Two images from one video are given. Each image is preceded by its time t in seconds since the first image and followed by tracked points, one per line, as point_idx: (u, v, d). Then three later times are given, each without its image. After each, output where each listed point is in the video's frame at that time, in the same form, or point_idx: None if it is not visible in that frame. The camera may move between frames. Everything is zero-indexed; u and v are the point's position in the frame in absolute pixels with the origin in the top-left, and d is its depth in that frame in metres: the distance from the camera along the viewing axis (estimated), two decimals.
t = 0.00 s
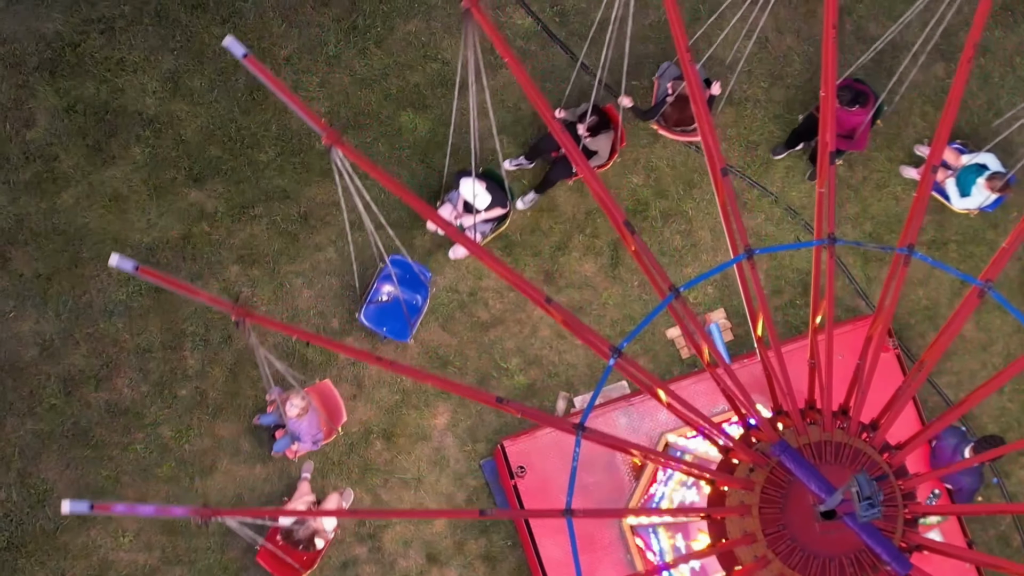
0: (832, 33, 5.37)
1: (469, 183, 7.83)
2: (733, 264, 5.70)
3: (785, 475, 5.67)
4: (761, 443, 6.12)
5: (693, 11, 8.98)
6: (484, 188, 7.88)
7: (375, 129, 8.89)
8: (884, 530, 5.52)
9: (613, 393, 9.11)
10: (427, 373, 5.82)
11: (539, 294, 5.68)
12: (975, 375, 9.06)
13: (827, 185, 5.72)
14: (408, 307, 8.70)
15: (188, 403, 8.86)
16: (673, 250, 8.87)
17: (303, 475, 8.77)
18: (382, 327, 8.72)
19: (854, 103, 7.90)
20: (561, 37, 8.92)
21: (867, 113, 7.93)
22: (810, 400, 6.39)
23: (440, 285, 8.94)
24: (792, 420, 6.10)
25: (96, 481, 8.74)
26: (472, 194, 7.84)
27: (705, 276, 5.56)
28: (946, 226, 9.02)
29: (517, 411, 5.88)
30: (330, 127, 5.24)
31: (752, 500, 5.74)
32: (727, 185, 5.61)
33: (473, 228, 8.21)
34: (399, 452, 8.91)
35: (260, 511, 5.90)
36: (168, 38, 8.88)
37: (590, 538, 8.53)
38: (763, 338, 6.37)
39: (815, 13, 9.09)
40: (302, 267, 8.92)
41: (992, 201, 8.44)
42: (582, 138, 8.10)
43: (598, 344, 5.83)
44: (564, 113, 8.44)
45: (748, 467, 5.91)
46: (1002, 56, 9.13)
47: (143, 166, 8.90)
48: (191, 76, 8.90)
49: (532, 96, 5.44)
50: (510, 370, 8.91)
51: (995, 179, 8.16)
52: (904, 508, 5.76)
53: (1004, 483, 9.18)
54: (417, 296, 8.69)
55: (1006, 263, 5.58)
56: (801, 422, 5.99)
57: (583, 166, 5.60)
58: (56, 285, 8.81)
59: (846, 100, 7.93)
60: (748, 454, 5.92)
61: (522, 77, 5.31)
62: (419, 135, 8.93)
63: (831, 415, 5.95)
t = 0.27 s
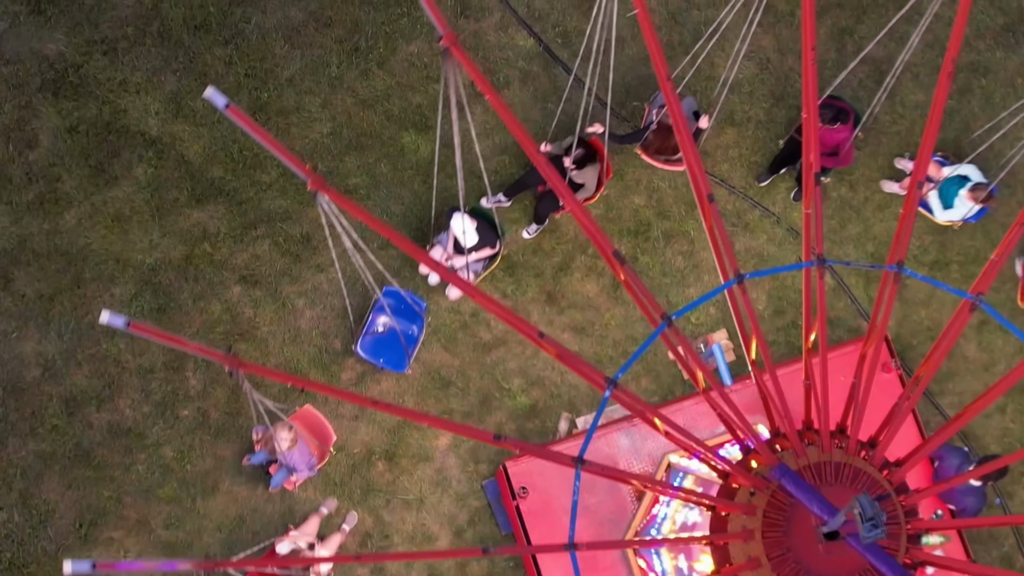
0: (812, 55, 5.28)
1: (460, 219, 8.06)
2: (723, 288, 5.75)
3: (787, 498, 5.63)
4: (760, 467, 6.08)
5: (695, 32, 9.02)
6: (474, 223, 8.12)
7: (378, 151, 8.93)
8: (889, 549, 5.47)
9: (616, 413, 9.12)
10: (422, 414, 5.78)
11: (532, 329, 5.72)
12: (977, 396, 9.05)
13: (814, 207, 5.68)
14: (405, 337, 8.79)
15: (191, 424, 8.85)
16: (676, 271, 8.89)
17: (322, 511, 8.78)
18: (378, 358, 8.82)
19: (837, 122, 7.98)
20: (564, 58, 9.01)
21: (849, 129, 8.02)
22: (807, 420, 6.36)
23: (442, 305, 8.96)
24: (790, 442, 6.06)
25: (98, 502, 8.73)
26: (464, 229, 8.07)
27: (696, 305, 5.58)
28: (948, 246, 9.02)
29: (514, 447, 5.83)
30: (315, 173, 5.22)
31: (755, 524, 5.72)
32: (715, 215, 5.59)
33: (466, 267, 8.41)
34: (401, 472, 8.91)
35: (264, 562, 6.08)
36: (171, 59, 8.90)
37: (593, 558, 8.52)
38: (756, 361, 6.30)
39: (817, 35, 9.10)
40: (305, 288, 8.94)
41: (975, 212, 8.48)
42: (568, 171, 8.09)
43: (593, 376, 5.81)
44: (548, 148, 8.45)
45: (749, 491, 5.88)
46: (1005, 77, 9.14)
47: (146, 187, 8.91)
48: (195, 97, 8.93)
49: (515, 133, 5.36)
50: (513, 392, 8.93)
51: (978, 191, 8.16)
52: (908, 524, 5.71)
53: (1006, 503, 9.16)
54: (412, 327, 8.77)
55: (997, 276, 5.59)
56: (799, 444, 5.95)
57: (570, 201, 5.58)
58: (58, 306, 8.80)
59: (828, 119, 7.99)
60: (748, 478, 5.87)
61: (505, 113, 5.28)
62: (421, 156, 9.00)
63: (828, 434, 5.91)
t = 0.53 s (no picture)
0: (790, 62, 5.52)
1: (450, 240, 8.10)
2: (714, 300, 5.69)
3: (787, 506, 5.64)
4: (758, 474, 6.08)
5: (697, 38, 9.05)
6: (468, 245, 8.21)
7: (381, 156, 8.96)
8: (891, 551, 5.47)
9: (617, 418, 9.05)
10: (418, 440, 5.82)
11: (525, 350, 5.72)
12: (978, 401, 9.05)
13: (800, 214, 5.78)
14: (396, 352, 8.67)
15: (192, 429, 8.86)
16: (677, 276, 8.89)
17: (328, 534, 8.69)
18: (373, 375, 8.70)
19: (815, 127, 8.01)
20: (565, 64, 9.04)
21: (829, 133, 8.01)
22: (803, 426, 6.37)
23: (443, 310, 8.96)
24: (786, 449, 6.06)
25: (99, 507, 8.73)
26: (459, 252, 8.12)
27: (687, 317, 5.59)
28: (950, 251, 9.01)
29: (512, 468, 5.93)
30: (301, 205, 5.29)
31: (756, 533, 5.71)
32: (700, 225, 5.68)
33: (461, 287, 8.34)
34: (402, 478, 8.90)
35: None
36: (173, 65, 8.91)
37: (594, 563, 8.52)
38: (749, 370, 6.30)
39: (819, 40, 9.11)
40: (307, 293, 8.96)
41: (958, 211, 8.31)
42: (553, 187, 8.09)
43: (588, 395, 5.82)
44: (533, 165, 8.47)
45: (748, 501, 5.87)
46: (1007, 82, 9.15)
47: (147, 193, 8.93)
48: (196, 103, 8.94)
49: (498, 156, 5.46)
50: (514, 398, 8.93)
51: (960, 188, 8.01)
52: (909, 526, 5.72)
53: (1008, 509, 9.15)
54: (405, 342, 8.65)
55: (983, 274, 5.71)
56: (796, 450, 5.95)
57: (558, 220, 5.80)
58: (59, 312, 8.81)
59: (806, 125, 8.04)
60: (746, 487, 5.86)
61: (484, 133, 5.40)
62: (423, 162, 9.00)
63: (825, 440, 5.92)
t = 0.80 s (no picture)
0: (771, 64, 5.55)
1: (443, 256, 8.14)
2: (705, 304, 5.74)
3: (788, 507, 5.64)
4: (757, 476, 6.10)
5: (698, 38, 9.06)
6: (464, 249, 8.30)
7: (381, 157, 8.95)
8: (894, 548, 5.50)
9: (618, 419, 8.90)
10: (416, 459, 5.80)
11: (518, 363, 5.76)
12: (979, 401, 9.05)
13: (787, 214, 5.91)
14: (389, 362, 8.80)
15: (193, 429, 8.85)
16: (679, 276, 8.89)
17: (330, 551, 8.70)
18: (367, 385, 8.74)
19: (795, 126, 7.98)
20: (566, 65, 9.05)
21: (810, 133, 7.99)
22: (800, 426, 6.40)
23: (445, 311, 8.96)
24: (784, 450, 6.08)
25: (101, 507, 8.73)
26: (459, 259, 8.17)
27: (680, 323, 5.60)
28: (951, 252, 9.01)
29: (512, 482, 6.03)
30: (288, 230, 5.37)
31: (758, 536, 5.70)
32: (689, 231, 5.74)
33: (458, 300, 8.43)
34: (404, 478, 8.90)
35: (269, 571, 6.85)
36: (174, 65, 8.92)
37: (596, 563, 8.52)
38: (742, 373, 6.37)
39: (821, 40, 9.11)
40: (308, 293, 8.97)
41: (940, 204, 8.21)
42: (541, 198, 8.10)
43: (584, 406, 5.83)
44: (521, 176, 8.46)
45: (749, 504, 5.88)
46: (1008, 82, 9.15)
47: (149, 193, 8.93)
48: (197, 103, 8.93)
49: (483, 170, 5.61)
50: (515, 398, 8.94)
51: (941, 181, 7.89)
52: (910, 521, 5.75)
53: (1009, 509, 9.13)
54: (396, 349, 8.78)
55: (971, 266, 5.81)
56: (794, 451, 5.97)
57: (546, 233, 5.87)
58: (60, 312, 8.81)
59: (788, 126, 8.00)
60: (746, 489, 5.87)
61: (468, 148, 5.47)
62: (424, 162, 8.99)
63: (822, 439, 5.94)
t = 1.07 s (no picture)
0: (752, 68, 5.63)
1: (439, 264, 8.08)
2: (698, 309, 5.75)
3: (788, 509, 5.65)
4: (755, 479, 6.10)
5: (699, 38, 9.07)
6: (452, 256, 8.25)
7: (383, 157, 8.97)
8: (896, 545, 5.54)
9: (619, 418, 8.90)
10: (414, 478, 5.83)
11: (512, 377, 5.79)
12: (981, 401, 9.04)
13: (774, 216, 5.96)
14: (377, 373, 8.84)
15: (194, 429, 8.85)
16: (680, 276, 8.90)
17: (334, 568, 8.74)
18: (355, 398, 8.80)
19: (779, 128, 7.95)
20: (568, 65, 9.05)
21: (793, 134, 7.97)
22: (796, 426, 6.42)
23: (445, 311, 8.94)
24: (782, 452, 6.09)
25: (102, 507, 8.73)
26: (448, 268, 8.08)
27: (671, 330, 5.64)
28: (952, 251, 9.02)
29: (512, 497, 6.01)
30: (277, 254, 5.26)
31: (759, 539, 5.69)
32: (677, 237, 5.75)
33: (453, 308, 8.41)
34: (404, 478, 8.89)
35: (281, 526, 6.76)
36: (175, 65, 8.92)
37: (597, 564, 8.49)
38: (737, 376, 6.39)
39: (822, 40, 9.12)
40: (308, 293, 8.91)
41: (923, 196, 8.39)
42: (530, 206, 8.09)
43: (580, 416, 5.93)
44: (507, 184, 8.34)
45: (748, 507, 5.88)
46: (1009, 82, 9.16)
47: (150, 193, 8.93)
48: (198, 103, 8.94)
49: (465, 184, 5.81)
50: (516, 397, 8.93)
51: (925, 173, 8.06)
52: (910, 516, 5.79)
53: (1011, 509, 9.12)
54: (384, 362, 8.83)
55: (959, 261, 5.89)
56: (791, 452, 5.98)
57: (532, 245, 5.92)
58: (62, 312, 8.81)
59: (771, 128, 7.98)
60: (746, 493, 5.87)
61: (450, 164, 5.76)
62: (425, 162, 8.97)
63: (819, 439, 5.95)
